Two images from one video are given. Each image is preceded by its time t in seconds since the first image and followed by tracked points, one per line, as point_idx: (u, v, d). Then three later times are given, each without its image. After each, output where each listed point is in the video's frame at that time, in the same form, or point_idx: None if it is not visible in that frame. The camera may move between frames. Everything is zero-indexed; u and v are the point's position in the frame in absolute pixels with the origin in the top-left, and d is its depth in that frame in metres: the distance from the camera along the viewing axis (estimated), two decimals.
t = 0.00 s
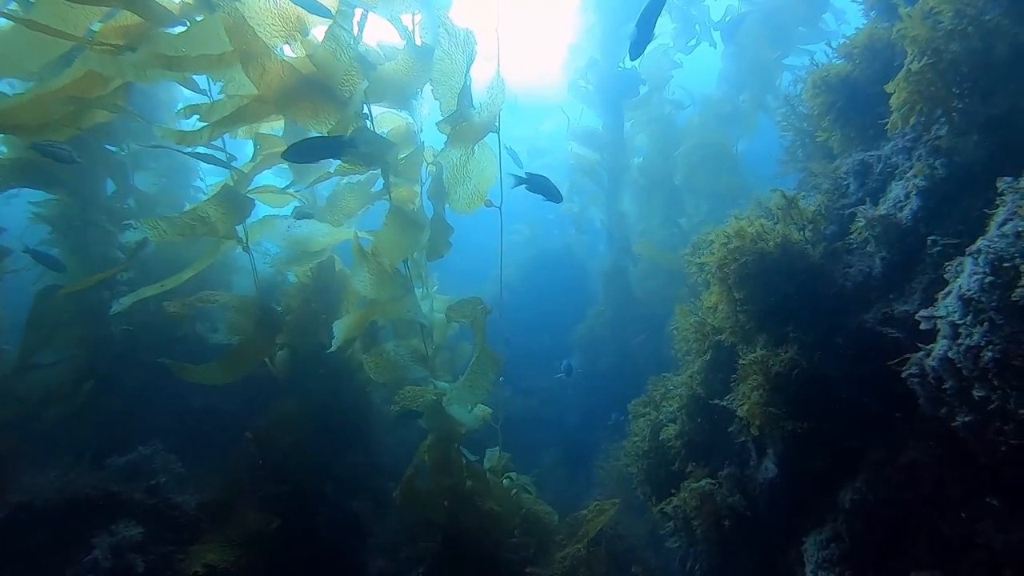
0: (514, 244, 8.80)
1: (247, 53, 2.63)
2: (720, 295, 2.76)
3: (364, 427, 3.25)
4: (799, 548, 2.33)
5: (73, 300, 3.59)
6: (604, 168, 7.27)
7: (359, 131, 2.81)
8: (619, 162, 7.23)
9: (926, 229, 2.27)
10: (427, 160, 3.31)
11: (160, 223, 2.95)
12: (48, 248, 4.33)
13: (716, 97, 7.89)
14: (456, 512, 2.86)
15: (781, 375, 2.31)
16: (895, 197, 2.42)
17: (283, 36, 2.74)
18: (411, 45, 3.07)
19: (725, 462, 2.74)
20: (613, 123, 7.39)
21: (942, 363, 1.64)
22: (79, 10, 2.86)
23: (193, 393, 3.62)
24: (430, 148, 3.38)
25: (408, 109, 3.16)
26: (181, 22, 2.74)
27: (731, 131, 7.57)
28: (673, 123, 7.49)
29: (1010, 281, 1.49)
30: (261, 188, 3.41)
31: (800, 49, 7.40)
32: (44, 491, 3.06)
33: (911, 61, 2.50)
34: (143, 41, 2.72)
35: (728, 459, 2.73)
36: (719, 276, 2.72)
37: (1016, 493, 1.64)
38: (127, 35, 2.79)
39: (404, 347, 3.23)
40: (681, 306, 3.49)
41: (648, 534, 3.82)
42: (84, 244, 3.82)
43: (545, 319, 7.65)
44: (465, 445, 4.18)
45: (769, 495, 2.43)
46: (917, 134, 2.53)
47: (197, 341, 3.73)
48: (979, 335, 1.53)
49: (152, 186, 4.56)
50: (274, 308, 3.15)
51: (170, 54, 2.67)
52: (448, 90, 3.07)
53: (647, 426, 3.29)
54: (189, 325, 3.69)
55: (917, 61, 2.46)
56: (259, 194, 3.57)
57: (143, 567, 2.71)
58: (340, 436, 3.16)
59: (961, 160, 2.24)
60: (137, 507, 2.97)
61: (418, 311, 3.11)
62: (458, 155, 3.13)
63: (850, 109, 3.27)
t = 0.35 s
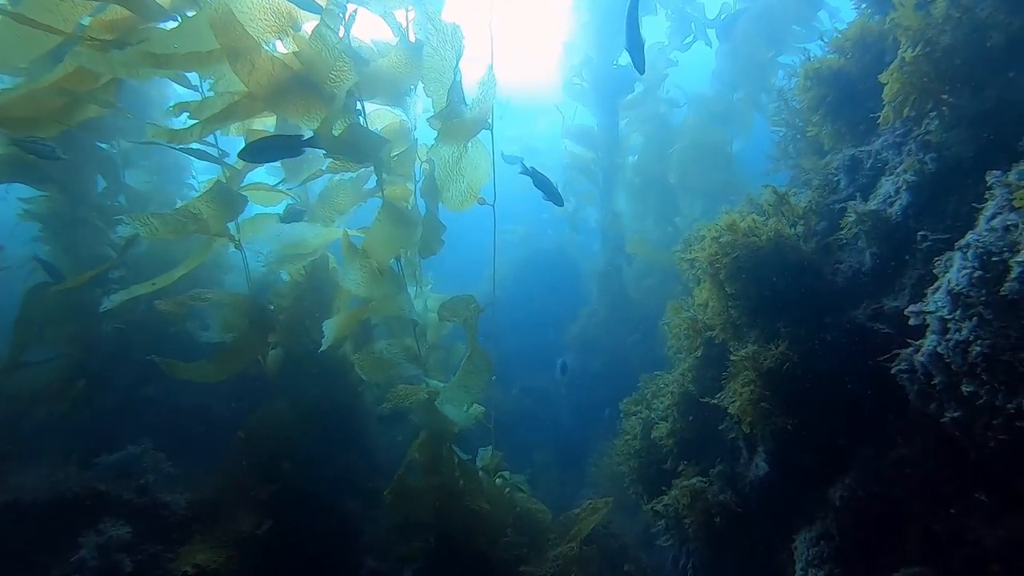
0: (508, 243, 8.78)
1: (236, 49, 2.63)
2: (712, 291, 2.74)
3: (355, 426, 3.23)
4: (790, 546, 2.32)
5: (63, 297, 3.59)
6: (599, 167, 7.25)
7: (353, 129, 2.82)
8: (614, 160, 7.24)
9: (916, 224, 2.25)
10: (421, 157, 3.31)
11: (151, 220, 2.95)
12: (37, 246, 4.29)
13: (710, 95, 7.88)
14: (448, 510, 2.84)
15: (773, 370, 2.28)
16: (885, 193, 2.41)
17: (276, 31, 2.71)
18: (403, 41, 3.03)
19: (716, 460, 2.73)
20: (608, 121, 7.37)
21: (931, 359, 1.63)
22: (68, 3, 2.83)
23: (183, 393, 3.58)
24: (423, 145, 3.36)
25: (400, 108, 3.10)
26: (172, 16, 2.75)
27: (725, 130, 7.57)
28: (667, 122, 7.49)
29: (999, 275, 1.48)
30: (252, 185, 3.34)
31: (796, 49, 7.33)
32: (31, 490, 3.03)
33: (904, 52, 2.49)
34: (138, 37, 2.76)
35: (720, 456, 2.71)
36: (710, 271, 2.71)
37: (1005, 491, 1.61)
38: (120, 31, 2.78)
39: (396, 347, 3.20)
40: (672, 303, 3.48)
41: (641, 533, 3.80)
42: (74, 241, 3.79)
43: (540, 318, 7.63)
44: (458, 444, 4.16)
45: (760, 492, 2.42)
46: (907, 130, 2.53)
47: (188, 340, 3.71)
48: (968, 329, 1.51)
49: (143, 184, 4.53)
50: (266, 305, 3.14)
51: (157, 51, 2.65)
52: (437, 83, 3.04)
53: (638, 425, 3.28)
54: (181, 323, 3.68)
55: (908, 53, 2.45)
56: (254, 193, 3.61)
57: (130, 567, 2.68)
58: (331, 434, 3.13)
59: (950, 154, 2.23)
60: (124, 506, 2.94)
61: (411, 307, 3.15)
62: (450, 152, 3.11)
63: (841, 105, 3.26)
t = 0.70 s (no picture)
0: (499, 247, 8.75)
1: (221, 58, 2.60)
2: (700, 300, 2.72)
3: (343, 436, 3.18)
4: (778, 557, 2.30)
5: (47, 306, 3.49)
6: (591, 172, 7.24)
7: (341, 136, 2.78)
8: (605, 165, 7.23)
9: (902, 236, 2.24)
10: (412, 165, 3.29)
11: (139, 229, 2.91)
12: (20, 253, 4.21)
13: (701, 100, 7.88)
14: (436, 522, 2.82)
15: (762, 381, 2.27)
16: (871, 204, 2.40)
17: (264, 40, 2.70)
18: (394, 46, 2.99)
19: (706, 470, 2.70)
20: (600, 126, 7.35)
21: (916, 373, 1.61)
22: (52, 12, 2.79)
23: (169, 403, 3.51)
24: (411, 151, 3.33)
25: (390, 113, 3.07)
26: (158, 23, 2.71)
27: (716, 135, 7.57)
28: (658, 127, 7.49)
29: (982, 290, 1.46)
30: (240, 193, 3.33)
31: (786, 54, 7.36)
32: (13, 504, 2.98)
33: (891, 58, 2.46)
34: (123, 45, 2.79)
35: (709, 466, 2.69)
36: (698, 280, 2.68)
37: (991, 506, 1.59)
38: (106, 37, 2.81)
39: (385, 354, 3.27)
40: (661, 311, 3.46)
41: (631, 541, 3.79)
42: (58, 248, 3.73)
43: (532, 323, 7.60)
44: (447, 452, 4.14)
45: (748, 504, 2.39)
46: (892, 139, 2.52)
47: (174, 347, 3.64)
48: (952, 344, 1.50)
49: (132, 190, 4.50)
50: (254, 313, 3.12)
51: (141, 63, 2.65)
52: (423, 89, 3.03)
53: (627, 434, 3.25)
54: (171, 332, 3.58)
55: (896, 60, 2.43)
56: (242, 200, 3.57)
57: None
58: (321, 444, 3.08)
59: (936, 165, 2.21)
60: (108, 519, 2.93)
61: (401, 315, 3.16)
62: (439, 160, 3.10)
63: (828, 112, 3.25)
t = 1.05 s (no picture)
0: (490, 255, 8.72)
1: (207, 72, 2.55)
2: (692, 313, 2.69)
3: (335, 450, 3.14)
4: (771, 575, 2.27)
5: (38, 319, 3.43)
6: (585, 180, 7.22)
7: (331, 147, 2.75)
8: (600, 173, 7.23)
9: (892, 251, 2.21)
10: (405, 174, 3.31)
11: (128, 244, 2.86)
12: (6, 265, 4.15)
13: (695, 107, 7.88)
14: (429, 539, 2.78)
15: (757, 398, 2.24)
16: (861, 219, 2.38)
17: (253, 52, 2.67)
18: (386, 56, 2.96)
19: (698, 485, 2.67)
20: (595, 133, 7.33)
21: (908, 394, 1.59)
22: (39, 26, 2.66)
23: (160, 411, 3.44)
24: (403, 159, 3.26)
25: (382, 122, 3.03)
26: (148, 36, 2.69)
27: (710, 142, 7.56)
28: (652, 134, 7.49)
29: (973, 311, 1.44)
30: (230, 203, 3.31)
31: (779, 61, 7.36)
32: None
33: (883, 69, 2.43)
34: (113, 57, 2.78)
35: (702, 481, 2.66)
36: (689, 294, 2.65)
37: (977, 528, 1.56)
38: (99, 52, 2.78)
39: (376, 367, 3.16)
40: (651, 323, 3.44)
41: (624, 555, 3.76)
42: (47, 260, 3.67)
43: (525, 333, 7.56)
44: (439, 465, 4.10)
45: (740, 520, 2.37)
46: (881, 153, 2.52)
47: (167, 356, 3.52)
48: (944, 365, 1.48)
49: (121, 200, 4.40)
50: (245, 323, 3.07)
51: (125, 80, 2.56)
52: (411, 101, 3.01)
53: (620, 448, 3.23)
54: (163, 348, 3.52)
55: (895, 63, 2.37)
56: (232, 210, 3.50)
57: None
58: (312, 458, 3.05)
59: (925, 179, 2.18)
60: (96, 537, 2.85)
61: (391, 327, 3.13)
62: (430, 173, 3.05)
63: (819, 122, 3.22)
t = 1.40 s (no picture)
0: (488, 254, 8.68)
1: (202, 74, 2.55)
2: (689, 313, 2.66)
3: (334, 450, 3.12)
4: None
5: (37, 320, 3.38)
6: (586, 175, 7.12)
7: (329, 147, 2.73)
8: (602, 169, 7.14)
9: (890, 252, 2.19)
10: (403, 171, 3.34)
11: (126, 246, 2.81)
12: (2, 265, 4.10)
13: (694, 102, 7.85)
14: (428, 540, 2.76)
15: (756, 400, 2.21)
16: (858, 218, 2.34)
17: (249, 51, 2.54)
18: (383, 54, 2.95)
19: (696, 486, 2.65)
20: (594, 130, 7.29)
21: (905, 398, 1.57)
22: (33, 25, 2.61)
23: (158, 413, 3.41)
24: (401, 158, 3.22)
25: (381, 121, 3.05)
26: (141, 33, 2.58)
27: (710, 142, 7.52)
28: (651, 131, 7.46)
29: (971, 313, 1.41)
30: (227, 202, 3.29)
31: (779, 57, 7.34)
32: None
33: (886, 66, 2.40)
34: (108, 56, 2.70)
35: (699, 482, 2.64)
36: (687, 295, 2.62)
37: (975, 532, 1.54)
38: (95, 52, 2.70)
39: (375, 368, 3.14)
40: (648, 323, 3.42)
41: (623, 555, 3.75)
42: (45, 260, 3.65)
43: (525, 333, 7.54)
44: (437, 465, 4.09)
45: (738, 522, 2.35)
46: (879, 152, 2.49)
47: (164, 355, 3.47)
48: (941, 369, 1.46)
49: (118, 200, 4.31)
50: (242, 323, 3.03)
51: (120, 83, 2.56)
52: (406, 100, 3.00)
53: (618, 449, 3.21)
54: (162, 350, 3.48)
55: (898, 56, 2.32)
56: (230, 209, 3.49)
57: None
58: (310, 458, 3.02)
59: (924, 178, 2.14)
60: (93, 537, 2.82)
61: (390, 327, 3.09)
62: (427, 173, 3.02)
63: (818, 119, 3.19)
